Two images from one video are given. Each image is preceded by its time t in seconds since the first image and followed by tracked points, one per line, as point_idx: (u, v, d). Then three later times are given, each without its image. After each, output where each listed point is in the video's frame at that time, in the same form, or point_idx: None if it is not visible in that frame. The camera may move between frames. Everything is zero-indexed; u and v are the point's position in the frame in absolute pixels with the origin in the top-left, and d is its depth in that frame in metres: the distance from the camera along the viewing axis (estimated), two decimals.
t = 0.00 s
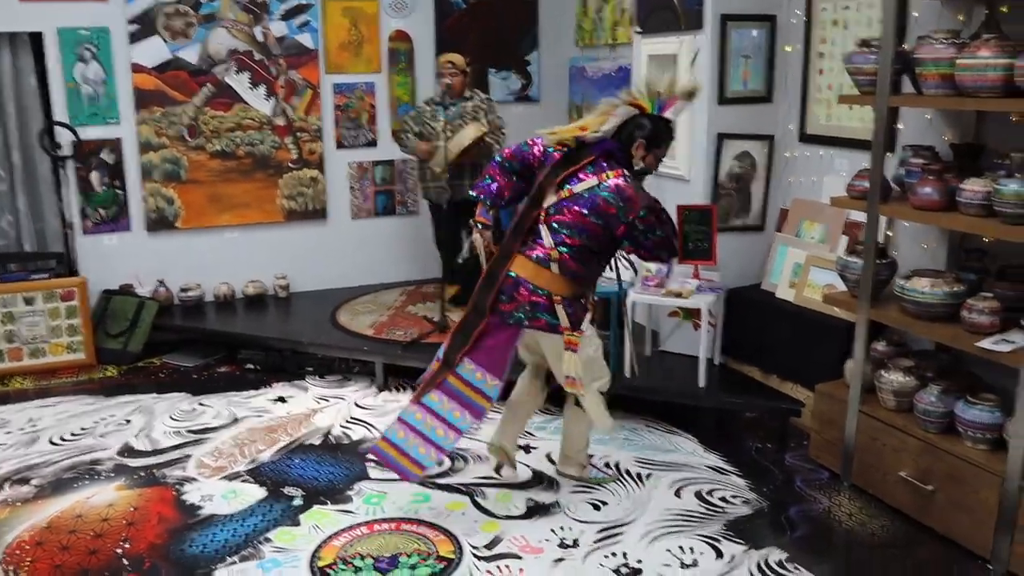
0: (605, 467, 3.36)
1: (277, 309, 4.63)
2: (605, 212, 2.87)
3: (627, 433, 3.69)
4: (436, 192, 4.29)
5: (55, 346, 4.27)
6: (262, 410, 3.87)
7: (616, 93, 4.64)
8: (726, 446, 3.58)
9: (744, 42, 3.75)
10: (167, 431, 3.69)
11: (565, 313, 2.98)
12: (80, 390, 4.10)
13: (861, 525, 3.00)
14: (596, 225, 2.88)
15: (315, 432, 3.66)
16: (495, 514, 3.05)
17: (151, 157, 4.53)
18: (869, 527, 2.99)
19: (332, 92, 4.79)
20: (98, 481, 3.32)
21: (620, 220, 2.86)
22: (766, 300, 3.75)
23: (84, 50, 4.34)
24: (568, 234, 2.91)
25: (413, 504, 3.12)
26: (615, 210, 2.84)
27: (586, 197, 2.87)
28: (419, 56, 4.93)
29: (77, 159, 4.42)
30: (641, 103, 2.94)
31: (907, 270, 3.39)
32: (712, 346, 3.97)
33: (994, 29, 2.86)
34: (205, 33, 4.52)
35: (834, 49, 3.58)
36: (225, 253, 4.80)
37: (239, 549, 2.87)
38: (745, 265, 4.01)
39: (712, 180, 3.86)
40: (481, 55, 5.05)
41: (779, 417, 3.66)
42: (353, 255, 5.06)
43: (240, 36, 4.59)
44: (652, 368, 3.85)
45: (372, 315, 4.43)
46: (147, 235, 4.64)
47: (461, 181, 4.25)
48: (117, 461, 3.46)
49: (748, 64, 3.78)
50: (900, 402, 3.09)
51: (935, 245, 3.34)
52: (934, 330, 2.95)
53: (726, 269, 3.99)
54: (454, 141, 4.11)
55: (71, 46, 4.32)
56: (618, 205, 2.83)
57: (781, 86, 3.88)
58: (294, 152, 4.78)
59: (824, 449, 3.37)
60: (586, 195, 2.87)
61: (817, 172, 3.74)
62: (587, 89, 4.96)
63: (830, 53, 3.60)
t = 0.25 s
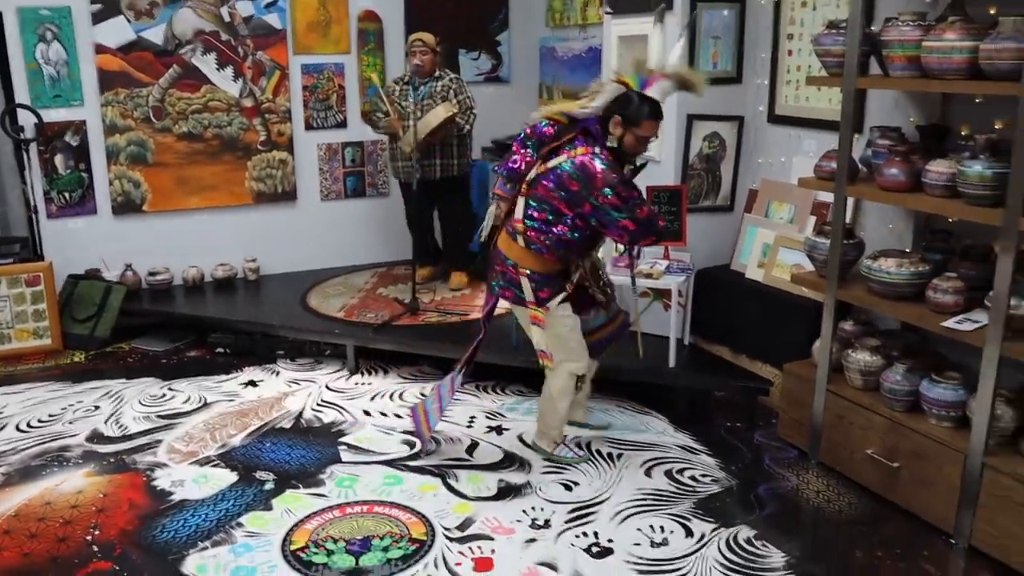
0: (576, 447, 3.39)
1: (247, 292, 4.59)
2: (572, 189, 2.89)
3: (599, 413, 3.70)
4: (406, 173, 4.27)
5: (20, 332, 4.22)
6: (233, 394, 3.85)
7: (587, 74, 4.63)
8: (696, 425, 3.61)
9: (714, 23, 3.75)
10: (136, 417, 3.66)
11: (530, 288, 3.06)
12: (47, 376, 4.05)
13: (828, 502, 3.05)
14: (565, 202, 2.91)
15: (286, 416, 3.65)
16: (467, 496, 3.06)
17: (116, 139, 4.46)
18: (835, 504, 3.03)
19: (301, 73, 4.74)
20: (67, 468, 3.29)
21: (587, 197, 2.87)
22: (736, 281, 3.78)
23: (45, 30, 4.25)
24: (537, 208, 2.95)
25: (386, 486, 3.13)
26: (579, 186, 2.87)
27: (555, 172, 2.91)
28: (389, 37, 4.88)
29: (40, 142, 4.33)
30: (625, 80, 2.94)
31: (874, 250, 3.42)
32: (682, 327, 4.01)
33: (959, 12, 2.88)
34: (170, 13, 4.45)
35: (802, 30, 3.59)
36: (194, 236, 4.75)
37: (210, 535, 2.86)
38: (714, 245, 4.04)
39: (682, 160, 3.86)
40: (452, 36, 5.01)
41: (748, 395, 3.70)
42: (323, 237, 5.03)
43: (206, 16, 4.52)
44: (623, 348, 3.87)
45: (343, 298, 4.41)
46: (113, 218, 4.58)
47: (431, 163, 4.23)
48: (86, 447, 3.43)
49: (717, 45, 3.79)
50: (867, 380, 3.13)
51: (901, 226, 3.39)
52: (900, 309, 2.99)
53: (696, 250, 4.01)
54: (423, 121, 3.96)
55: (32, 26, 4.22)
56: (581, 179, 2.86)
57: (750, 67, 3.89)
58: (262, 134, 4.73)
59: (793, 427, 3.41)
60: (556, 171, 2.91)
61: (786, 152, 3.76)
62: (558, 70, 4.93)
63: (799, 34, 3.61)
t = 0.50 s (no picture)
0: (552, 423, 3.39)
1: (221, 271, 4.56)
2: (539, 178, 2.94)
3: (575, 390, 3.72)
4: (380, 150, 4.26)
5: None
6: (208, 374, 3.83)
7: (562, 50, 4.61)
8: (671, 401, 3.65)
9: None
10: (110, 398, 3.64)
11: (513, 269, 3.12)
12: (18, 357, 4.01)
13: (801, 476, 3.09)
14: (532, 190, 2.97)
15: (262, 396, 3.64)
16: (445, 474, 3.08)
17: (84, 116, 4.39)
18: (808, 478, 3.08)
19: (272, 49, 4.68)
20: (40, 450, 3.26)
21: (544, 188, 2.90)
22: (711, 258, 3.81)
23: (8, 5, 4.14)
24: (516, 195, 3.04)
25: (363, 465, 3.13)
26: (540, 176, 2.92)
27: (534, 161, 2.97)
28: (361, 11, 4.83)
29: (6, 120, 4.24)
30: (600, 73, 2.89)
31: (847, 227, 3.46)
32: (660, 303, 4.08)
33: None
34: None
35: (776, 7, 3.59)
36: (166, 215, 4.69)
37: (188, 516, 2.86)
38: (689, 221, 4.06)
39: (657, 138, 3.89)
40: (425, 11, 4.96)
41: (722, 371, 3.74)
42: (298, 215, 5.00)
43: None
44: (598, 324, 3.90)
45: (318, 276, 4.39)
46: (83, 197, 4.51)
47: (406, 142, 4.23)
48: (60, 429, 3.41)
49: (691, 21, 3.79)
50: (839, 356, 3.17)
51: (873, 203, 3.42)
52: (872, 286, 3.02)
53: (671, 227, 4.04)
54: (399, 101, 4.05)
55: None
56: (540, 170, 2.92)
57: (725, 44, 3.89)
58: (234, 110, 4.67)
59: (767, 402, 3.45)
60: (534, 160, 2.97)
61: (760, 129, 3.78)
62: (533, 46, 4.89)
63: (773, 11, 3.61)
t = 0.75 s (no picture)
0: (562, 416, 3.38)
1: (220, 271, 4.56)
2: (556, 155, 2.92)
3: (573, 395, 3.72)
4: (380, 151, 4.28)
5: None
6: (207, 376, 3.84)
7: (562, 52, 4.61)
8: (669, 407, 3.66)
9: (688, 4, 3.75)
10: (110, 399, 3.64)
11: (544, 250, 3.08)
12: (17, 357, 4.01)
13: (797, 483, 3.11)
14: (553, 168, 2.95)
15: (261, 398, 3.65)
16: (443, 478, 3.09)
17: (84, 115, 4.39)
18: (804, 485, 3.10)
19: (272, 48, 4.67)
20: (40, 451, 3.27)
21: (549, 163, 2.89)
22: (710, 264, 3.83)
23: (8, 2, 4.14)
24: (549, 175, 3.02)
25: (362, 469, 3.15)
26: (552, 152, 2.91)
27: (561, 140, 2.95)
28: (362, 12, 4.82)
29: (6, 117, 4.24)
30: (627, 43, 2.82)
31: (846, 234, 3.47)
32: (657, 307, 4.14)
33: None
34: None
35: (777, 13, 3.59)
36: (165, 214, 4.69)
37: (187, 518, 2.87)
38: (688, 227, 4.07)
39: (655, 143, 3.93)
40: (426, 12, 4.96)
41: (721, 377, 3.76)
42: (297, 216, 4.99)
43: None
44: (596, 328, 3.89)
45: (317, 278, 4.40)
46: (82, 195, 4.51)
47: (406, 143, 4.23)
48: (59, 430, 3.42)
49: (693, 26, 3.78)
50: (836, 364, 3.18)
51: (872, 211, 3.43)
52: (869, 294, 3.04)
53: (670, 232, 4.04)
54: (398, 102, 3.99)
55: None
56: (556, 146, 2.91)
57: (725, 50, 3.90)
58: (234, 110, 4.67)
59: (764, 409, 3.46)
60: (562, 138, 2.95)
61: (760, 135, 3.78)
62: (533, 48, 4.90)
63: (773, 17, 3.62)
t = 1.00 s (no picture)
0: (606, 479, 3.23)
1: (226, 305, 4.59)
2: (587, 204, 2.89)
3: (577, 435, 3.70)
4: (387, 188, 4.30)
5: None
6: (211, 410, 3.85)
7: (568, 94, 4.69)
8: (672, 450, 3.66)
9: (694, 50, 3.81)
10: (113, 431, 3.65)
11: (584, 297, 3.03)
12: (22, 387, 4.03)
13: (800, 529, 3.10)
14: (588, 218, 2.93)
15: (264, 433, 3.65)
16: (445, 518, 3.09)
17: (96, 148, 4.45)
18: (807, 531, 3.09)
19: (284, 86, 4.74)
20: (42, 483, 3.27)
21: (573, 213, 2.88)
22: (714, 307, 3.84)
23: (26, 37, 4.23)
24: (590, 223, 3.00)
25: (364, 507, 3.14)
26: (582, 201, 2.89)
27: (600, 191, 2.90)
28: (373, 51, 4.89)
29: (19, 150, 4.31)
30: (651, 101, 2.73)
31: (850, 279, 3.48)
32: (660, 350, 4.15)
33: (933, 50, 2.94)
34: (154, 22, 4.44)
35: (782, 60, 3.64)
36: (174, 248, 4.73)
37: (187, 554, 2.86)
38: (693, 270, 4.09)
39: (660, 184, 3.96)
40: (436, 53, 5.04)
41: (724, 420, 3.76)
42: (303, 252, 5.03)
43: (190, 27, 4.51)
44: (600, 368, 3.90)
45: (322, 314, 4.42)
46: (92, 228, 4.56)
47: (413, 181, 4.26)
48: (62, 462, 3.42)
49: (698, 71, 3.85)
50: (839, 409, 3.18)
51: (876, 257, 3.45)
52: (873, 341, 3.04)
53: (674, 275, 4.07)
54: (406, 140, 4.08)
55: (13, 33, 4.20)
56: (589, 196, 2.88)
57: (731, 95, 3.95)
58: (244, 146, 4.72)
59: (767, 453, 3.46)
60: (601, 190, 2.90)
61: (765, 180, 3.81)
62: (541, 89, 4.97)
63: (779, 63, 3.67)
